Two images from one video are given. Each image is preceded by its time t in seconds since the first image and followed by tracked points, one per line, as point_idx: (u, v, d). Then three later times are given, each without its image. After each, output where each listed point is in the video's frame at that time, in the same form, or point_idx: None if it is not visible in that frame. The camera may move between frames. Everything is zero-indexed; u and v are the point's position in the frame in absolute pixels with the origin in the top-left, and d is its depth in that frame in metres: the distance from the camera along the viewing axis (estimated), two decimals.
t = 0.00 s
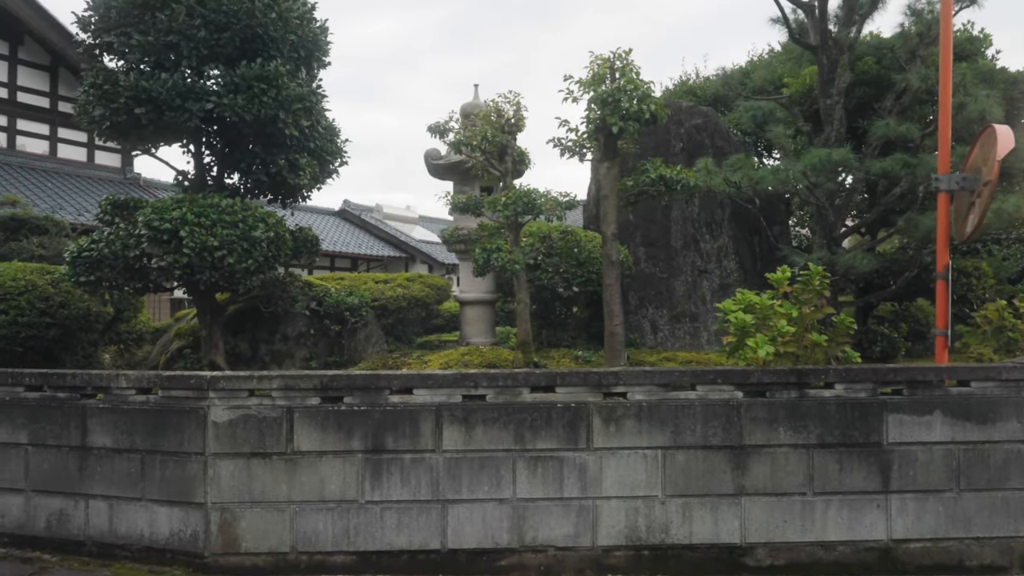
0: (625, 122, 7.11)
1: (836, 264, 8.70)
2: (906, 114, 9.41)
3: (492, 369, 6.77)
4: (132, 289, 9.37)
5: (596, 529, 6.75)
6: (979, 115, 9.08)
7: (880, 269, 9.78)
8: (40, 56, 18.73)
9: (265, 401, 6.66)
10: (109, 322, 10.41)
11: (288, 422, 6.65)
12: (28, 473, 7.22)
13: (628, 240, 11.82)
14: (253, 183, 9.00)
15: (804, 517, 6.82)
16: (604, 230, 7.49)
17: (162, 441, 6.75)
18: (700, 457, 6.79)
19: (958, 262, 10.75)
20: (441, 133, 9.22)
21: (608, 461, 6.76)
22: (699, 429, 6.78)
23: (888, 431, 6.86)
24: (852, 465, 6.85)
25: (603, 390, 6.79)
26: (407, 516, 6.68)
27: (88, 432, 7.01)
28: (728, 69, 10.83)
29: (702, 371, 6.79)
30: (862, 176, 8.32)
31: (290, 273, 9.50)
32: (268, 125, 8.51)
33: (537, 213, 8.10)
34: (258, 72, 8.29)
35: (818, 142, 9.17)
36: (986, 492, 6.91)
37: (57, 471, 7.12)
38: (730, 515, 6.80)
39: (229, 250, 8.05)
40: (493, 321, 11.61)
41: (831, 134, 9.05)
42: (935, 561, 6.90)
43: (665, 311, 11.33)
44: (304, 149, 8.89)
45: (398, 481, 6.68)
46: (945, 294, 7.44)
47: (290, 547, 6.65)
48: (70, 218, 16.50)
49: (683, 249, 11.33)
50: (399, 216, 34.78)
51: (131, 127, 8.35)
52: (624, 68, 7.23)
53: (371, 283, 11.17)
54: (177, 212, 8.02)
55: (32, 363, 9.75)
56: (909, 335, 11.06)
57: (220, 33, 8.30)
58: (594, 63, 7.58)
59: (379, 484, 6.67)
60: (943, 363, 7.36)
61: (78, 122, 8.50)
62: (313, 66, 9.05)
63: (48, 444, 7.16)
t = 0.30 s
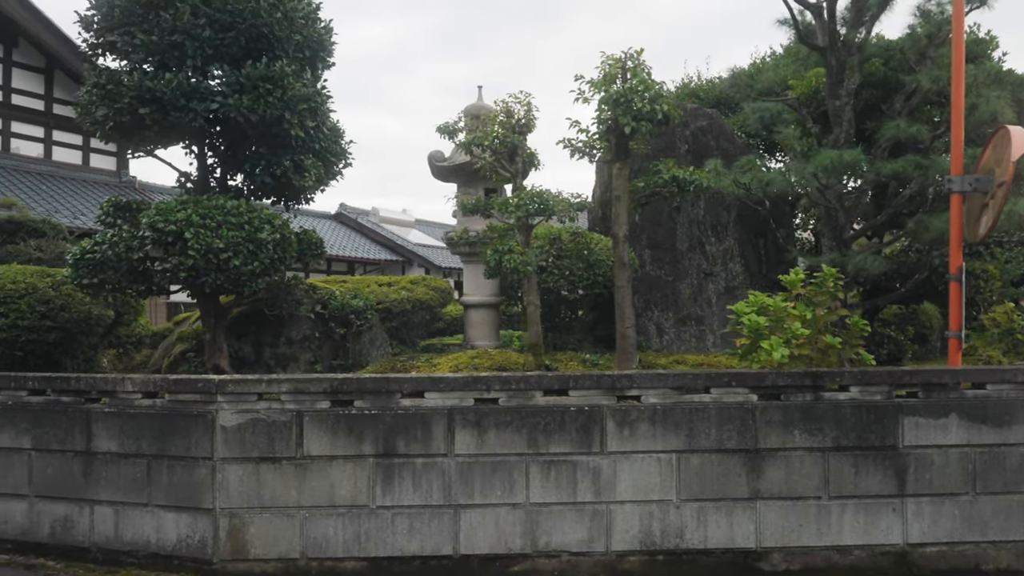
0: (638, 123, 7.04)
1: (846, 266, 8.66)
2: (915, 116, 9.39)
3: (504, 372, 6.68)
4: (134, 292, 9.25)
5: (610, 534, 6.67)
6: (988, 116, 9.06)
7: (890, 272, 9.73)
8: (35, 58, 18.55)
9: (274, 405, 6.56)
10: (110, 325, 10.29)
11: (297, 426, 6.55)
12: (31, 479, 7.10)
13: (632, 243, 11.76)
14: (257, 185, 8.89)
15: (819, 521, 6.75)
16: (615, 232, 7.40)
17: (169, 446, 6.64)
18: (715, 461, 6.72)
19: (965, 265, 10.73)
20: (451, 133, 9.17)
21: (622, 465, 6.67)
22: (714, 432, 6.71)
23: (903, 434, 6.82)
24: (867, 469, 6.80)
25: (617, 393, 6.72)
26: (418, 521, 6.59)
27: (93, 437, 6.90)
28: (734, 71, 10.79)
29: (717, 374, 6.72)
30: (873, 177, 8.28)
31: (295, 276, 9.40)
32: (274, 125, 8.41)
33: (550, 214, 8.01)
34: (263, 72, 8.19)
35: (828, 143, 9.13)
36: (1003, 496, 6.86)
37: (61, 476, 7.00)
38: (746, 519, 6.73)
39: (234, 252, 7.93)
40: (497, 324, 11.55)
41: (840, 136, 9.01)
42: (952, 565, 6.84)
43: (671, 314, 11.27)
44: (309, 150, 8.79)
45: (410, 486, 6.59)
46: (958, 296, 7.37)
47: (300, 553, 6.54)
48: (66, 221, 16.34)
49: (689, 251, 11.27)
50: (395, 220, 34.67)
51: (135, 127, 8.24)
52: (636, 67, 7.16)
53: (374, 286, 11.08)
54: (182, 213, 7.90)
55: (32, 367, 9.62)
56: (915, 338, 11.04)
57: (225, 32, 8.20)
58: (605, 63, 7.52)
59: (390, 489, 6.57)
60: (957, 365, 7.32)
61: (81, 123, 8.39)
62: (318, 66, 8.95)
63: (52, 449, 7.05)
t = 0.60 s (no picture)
0: (656, 121, 6.96)
1: (862, 266, 8.59)
2: (930, 115, 9.32)
3: (522, 373, 6.60)
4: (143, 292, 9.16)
5: (629, 537, 6.59)
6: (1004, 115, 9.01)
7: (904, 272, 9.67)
8: (35, 58, 18.43)
9: (289, 407, 6.47)
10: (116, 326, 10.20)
11: (312, 429, 6.46)
12: (41, 482, 7.00)
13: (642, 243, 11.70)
14: (267, 184, 8.79)
15: (840, 525, 6.68)
16: (632, 231, 7.30)
17: (182, 449, 6.54)
18: (735, 463, 6.64)
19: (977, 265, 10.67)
20: (464, 132, 9.17)
21: (641, 468, 6.59)
22: (734, 434, 6.63)
23: (925, 436, 6.74)
24: (888, 471, 6.72)
25: (636, 395, 6.64)
26: (435, 525, 6.50)
27: (104, 439, 6.80)
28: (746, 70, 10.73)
29: (736, 376, 6.64)
30: (891, 176, 8.22)
31: (304, 276, 9.28)
32: (285, 124, 8.32)
33: (568, 214, 7.93)
34: (274, 70, 8.10)
35: (843, 143, 9.06)
36: None
37: (72, 480, 6.90)
38: (766, 522, 6.65)
39: (245, 252, 7.84)
40: (506, 325, 11.46)
41: (855, 135, 8.94)
42: (974, 568, 6.76)
43: (681, 315, 11.20)
44: (320, 149, 8.70)
45: (426, 489, 6.50)
46: (978, 296, 7.31)
47: (315, 557, 6.45)
48: (68, 222, 16.23)
49: (699, 252, 11.20)
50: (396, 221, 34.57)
51: (145, 126, 8.15)
52: (654, 65, 7.08)
53: (382, 286, 10.98)
54: (193, 213, 7.82)
55: (38, 368, 9.52)
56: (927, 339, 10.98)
57: (236, 30, 8.11)
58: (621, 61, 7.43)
59: (407, 492, 6.48)
60: (977, 366, 7.25)
61: (89, 122, 8.29)
62: (327, 65, 8.84)
63: (62, 452, 6.95)
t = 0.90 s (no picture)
0: (677, 122, 6.87)
1: (880, 268, 8.51)
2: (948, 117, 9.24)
3: (542, 377, 6.50)
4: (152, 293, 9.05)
5: (650, 543, 6.49)
6: None
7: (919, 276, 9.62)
8: (36, 56, 18.27)
9: (305, 410, 6.37)
10: (123, 327, 10.08)
11: (329, 433, 6.35)
12: (51, 486, 6.88)
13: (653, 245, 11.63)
14: (279, 184, 8.68)
15: (863, 530, 6.60)
16: (652, 233, 7.20)
17: (196, 453, 6.43)
18: (757, 468, 6.55)
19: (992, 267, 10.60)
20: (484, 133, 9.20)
21: (662, 472, 6.50)
22: (756, 439, 6.54)
23: (949, 441, 6.66)
24: (912, 477, 6.64)
25: (657, 399, 6.55)
26: (453, 531, 6.40)
27: (116, 443, 6.69)
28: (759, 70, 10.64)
29: (758, 380, 6.56)
30: (910, 178, 8.15)
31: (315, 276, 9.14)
32: (297, 123, 8.22)
33: (588, 216, 7.84)
34: (287, 68, 7.99)
35: (860, 144, 8.98)
36: None
37: (82, 484, 6.78)
38: (788, 528, 6.56)
39: (258, 252, 7.73)
40: (517, 327, 11.38)
41: (873, 136, 8.86)
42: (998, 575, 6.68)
43: (693, 316, 11.11)
44: (332, 148, 8.60)
45: (445, 494, 6.40)
46: (1001, 298, 7.23)
47: (331, 563, 6.35)
48: (70, 220, 16.09)
49: (711, 253, 11.11)
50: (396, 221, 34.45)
51: (156, 124, 8.04)
52: (675, 64, 6.98)
53: (392, 287, 10.89)
54: (205, 213, 7.71)
55: (44, 369, 9.39)
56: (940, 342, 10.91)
57: (249, 27, 8.00)
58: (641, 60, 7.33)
59: (425, 497, 6.39)
60: (999, 370, 7.16)
61: (99, 120, 8.17)
62: (340, 63, 8.73)
63: (73, 455, 6.82)
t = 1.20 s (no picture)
0: (692, 120, 6.81)
1: (892, 269, 8.47)
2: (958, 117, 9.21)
3: (555, 378, 6.43)
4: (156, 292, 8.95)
5: (664, 546, 6.43)
6: None
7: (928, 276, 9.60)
8: (34, 53, 18.12)
9: (317, 412, 6.29)
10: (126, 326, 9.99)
11: (341, 434, 6.27)
12: (56, 488, 6.78)
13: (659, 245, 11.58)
14: (286, 183, 8.59)
15: (878, 533, 6.55)
16: (665, 232, 7.14)
17: (205, 455, 6.34)
18: (772, 471, 6.49)
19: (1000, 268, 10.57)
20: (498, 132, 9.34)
21: (677, 474, 6.44)
22: (771, 441, 6.49)
23: (965, 443, 6.61)
24: (928, 479, 6.59)
25: (672, 400, 6.49)
26: (466, 533, 6.32)
27: (123, 444, 6.59)
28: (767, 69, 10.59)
29: (774, 381, 6.50)
30: (923, 178, 8.11)
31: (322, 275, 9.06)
32: (305, 121, 8.14)
33: (603, 215, 7.77)
34: (295, 66, 7.92)
35: (871, 144, 8.94)
36: None
37: (89, 486, 6.69)
38: (804, 530, 6.50)
39: (266, 252, 7.64)
40: (521, 328, 11.33)
41: (884, 136, 8.82)
42: None
43: (699, 317, 11.06)
44: (339, 147, 8.52)
45: (457, 496, 6.32)
46: (1015, 299, 7.18)
47: (343, 566, 6.26)
48: (68, 219, 15.97)
49: (718, 253, 11.06)
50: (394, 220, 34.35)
51: (163, 122, 7.94)
52: (690, 63, 6.92)
53: (396, 287, 10.80)
54: (212, 212, 7.62)
55: (46, 370, 9.29)
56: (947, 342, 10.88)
57: (257, 24, 7.92)
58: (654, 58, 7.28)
59: (438, 500, 6.31)
60: (1014, 372, 7.12)
61: (105, 117, 8.08)
62: (347, 61, 8.65)
63: (79, 457, 6.73)
